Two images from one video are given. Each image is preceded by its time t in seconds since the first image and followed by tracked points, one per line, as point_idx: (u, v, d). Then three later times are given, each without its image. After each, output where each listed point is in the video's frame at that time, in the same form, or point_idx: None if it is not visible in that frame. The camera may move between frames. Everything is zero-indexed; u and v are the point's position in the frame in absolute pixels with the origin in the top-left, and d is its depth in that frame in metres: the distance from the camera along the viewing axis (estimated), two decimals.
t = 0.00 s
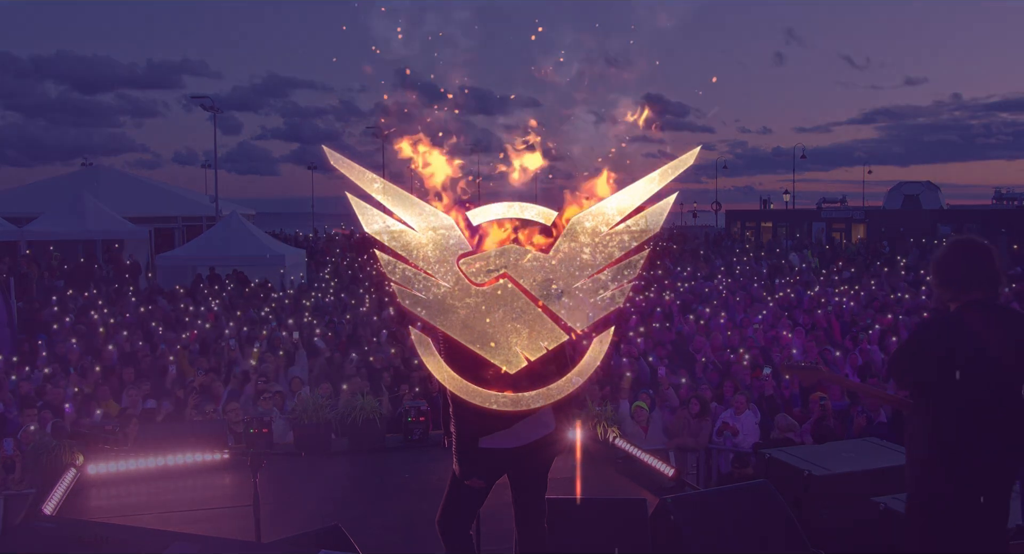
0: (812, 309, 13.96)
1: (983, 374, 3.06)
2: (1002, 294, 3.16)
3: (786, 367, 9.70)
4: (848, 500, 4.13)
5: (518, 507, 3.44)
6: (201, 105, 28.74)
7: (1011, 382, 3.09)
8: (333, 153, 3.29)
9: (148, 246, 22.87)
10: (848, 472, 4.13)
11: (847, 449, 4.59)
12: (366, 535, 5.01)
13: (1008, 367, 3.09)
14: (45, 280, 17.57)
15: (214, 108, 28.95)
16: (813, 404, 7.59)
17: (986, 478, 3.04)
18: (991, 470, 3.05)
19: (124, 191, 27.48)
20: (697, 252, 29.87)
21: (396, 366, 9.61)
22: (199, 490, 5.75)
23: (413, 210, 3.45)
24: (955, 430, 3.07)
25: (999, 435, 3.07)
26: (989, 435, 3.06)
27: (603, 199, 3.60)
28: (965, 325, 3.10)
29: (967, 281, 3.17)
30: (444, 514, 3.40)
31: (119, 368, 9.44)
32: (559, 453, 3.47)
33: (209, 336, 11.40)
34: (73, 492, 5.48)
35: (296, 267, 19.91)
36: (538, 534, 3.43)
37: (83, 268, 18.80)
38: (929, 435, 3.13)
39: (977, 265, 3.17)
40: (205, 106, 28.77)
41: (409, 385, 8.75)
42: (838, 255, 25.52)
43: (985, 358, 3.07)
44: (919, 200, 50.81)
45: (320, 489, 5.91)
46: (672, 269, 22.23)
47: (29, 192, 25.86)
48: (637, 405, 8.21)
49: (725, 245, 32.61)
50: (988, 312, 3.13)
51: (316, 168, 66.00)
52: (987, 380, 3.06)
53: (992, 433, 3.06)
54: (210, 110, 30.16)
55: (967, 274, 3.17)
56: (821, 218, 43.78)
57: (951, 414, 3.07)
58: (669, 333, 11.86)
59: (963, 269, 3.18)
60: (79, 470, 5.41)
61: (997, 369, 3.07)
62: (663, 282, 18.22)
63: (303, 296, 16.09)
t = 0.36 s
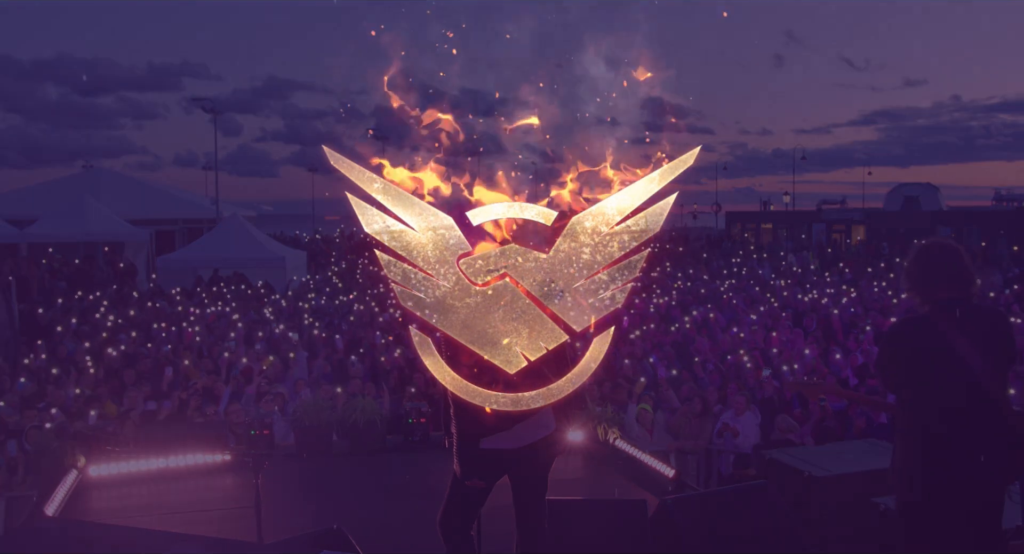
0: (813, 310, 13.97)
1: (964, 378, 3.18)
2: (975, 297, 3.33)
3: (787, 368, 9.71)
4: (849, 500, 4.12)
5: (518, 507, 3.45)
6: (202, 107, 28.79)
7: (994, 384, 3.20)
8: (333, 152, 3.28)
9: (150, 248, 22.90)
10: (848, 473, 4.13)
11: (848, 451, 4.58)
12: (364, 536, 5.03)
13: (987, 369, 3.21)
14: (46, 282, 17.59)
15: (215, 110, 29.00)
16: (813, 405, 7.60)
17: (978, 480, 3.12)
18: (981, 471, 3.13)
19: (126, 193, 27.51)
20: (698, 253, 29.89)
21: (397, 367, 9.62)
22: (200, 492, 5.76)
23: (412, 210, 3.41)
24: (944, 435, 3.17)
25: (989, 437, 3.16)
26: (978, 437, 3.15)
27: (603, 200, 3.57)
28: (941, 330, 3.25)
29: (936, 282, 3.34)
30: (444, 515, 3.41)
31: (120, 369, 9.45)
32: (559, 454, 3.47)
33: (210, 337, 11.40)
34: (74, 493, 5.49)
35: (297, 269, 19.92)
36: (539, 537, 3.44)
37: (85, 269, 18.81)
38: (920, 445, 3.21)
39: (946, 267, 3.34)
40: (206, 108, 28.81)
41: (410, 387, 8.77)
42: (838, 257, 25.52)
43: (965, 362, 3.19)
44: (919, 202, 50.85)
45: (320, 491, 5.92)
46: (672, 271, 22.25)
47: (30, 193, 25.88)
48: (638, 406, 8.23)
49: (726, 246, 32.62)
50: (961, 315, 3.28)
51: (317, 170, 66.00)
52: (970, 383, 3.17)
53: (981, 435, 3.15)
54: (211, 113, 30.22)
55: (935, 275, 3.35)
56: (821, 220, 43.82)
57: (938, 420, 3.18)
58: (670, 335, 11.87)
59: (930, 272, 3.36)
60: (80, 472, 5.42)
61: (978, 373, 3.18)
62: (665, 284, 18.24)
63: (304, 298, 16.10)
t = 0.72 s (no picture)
0: (813, 307, 14.00)
1: (962, 382, 3.18)
2: (971, 293, 3.34)
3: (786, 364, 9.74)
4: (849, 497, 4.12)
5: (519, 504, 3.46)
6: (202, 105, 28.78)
7: (992, 384, 3.21)
8: (334, 153, 3.34)
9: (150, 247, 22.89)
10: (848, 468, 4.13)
11: (847, 447, 4.59)
12: (365, 533, 5.05)
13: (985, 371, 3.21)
14: (46, 281, 17.59)
15: (215, 108, 28.98)
16: (813, 402, 7.62)
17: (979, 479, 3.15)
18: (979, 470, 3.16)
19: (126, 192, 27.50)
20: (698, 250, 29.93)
21: (397, 365, 9.64)
22: (201, 489, 5.78)
23: (412, 210, 3.48)
24: (944, 439, 3.17)
25: (987, 436, 3.17)
26: (976, 437, 3.16)
27: (603, 199, 3.60)
28: (938, 333, 3.25)
29: (933, 280, 3.36)
30: (445, 512, 3.42)
31: (121, 367, 9.47)
32: (559, 451, 3.48)
33: (211, 335, 11.42)
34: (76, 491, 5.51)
35: (297, 267, 19.93)
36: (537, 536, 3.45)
37: (85, 268, 18.81)
38: (922, 448, 3.21)
39: (943, 264, 3.35)
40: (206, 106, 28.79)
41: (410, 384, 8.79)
42: (838, 254, 25.57)
43: (963, 366, 3.20)
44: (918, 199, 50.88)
45: (321, 488, 5.93)
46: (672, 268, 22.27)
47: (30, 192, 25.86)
48: (638, 403, 8.25)
49: (726, 243, 32.66)
50: (957, 315, 3.29)
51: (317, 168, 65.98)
52: (968, 387, 3.18)
53: (980, 438, 3.16)
54: (210, 111, 30.18)
55: (932, 272, 3.36)
56: (821, 217, 43.85)
57: (939, 425, 3.18)
58: (670, 332, 11.90)
59: (927, 268, 3.37)
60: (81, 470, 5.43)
61: (976, 377, 3.19)
62: (665, 282, 18.27)
63: (305, 295, 16.12)
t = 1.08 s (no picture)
0: (814, 304, 13.97)
1: (966, 382, 3.18)
2: (977, 292, 3.30)
3: (786, 361, 9.75)
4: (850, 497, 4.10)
5: (519, 500, 3.47)
6: (202, 101, 28.73)
7: (995, 385, 3.20)
8: (333, 153, 3.37)
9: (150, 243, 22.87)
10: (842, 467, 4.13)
11: (846, 444, 4.58)
12: (363, 530, 5.06)
13: (988, 371, 3.20)
14: (46, 276, 17.61)
15: (215, 104, 28.92)
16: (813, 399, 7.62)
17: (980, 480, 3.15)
18: (981, 468, 3.16)
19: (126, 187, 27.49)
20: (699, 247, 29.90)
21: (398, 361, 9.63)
22: (201, 485, 5.79)
23: (413, 210, 3.50)
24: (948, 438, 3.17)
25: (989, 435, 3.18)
26: (979, 435, 3.17)
27: (603, 199, 3.58)
28: (942, 335, 3.23)
29: (936, 279, 3.31)
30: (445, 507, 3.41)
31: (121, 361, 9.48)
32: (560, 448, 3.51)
33: (212, 330, 11.43)
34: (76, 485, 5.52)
35: (297, 263, 19.93)
36: (538, 534, 3.46)
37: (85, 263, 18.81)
38: (925, 449, 3.19)
39: (947, 263, 3.30)
40: (207, 102, 28.73)
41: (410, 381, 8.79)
42: (839, 250, 25.51)
43: (967, 367, 3.19)
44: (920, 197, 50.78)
45: (321, 483, 5.94)
46: (673, 265, 22.25)
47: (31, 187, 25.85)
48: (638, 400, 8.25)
49: (727, 241, 32.61)
50: (959, 316, 3.28)
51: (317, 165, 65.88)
52: (971, 387, 3.18)
53: (983, 437, 3.17)
54: (211, 107, 30.13)
55: (935, 271, 3.31)
56: (822, 215, 43.80)
57: (942, 425, 3.18)
58: (670, 329, 11.89)
59: (931, 267, 3.32)
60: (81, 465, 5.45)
61: (979, 377, 3.19)
62: (665, 279, 18.26)
63: (305, 291, 16.12)
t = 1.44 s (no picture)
0: (814, 302, 13.96)
1: (973, 380, 3.18)
2: (985, 290, 3.27)
3: (786, 358, 9.74)
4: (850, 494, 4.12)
5: (520, 497, 3.47)
6: (203, 98, 28.69)
7: (997, 384, 3.19)
8: (334, 154, 3.38)
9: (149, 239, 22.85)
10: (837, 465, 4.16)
11: (844, 441, 4.60)
12: (364, 526, 5.05)
13: (993, 371, 3.18)
14: (46, 272, 17.60)
15: (216, 101, 28.88)
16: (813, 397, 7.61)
17: (986, 477, 3.15)
18: (991, 465, 3.15)
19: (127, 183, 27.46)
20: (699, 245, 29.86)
21: (398, 357, 9.63)
22: (201, 481, 5.78)
23: (413, 210, 3.52)
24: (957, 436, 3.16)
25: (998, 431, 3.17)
26: (987, 432, 3.16)
27: (603, 199, 3.59)
28: (951, 334, 3.22)
29: (946, 278, 3.29)
30: (445, 504, 3.41)
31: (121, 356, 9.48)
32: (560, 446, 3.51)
33: (211, 327, 11.42)
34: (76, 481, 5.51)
35: (297, 260, 19.92)
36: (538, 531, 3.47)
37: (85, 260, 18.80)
38: (931, 447, 3.19)
39: (955, 261, 3.28)
40: (207, 99, 28.70)
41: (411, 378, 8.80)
42: (840, 249, 25.48)
43: (969, 366, 3.18)
44: (920, 195, 50.70)
45: (322, 480, 5.94)
46: (673, 263, 22.22)
47: (31, 183, 25.81)
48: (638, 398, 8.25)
49: (727, 239, 32.56)
50: (967, 313, 3.26)
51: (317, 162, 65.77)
52: (979, 385, 3.18)
53: (992, 434, 3.17)
54: (211, 103, 30.08)
55: (942, 270, 3.29)
56: (823, 213, 43.74)
57: (942, 424, 3.18)
58: (670, 326, 11.88)
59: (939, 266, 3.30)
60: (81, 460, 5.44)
61: (985, 375, 3.18)
62: (666, 276, 18.24)
63: (306, 288, 16.12)
